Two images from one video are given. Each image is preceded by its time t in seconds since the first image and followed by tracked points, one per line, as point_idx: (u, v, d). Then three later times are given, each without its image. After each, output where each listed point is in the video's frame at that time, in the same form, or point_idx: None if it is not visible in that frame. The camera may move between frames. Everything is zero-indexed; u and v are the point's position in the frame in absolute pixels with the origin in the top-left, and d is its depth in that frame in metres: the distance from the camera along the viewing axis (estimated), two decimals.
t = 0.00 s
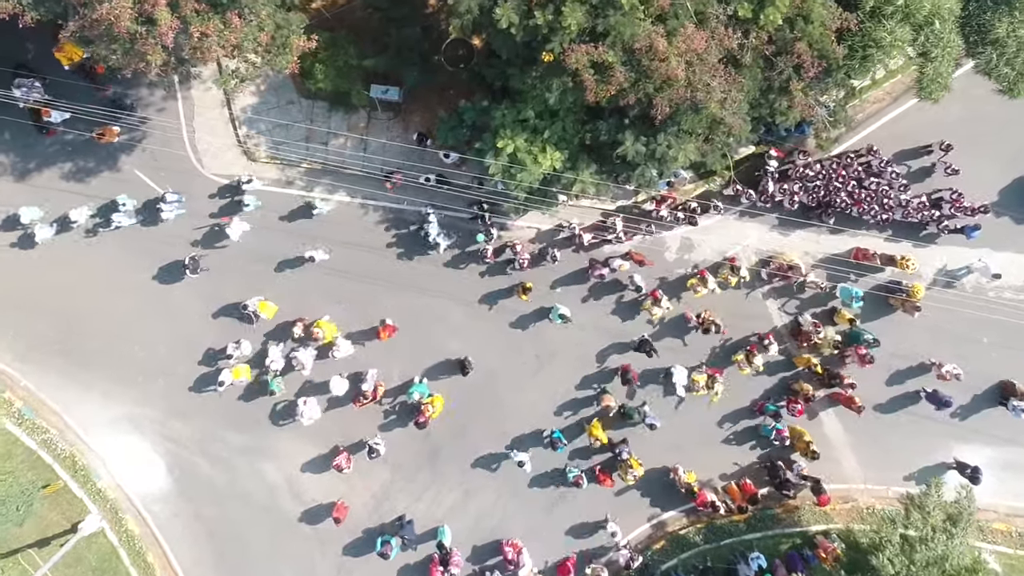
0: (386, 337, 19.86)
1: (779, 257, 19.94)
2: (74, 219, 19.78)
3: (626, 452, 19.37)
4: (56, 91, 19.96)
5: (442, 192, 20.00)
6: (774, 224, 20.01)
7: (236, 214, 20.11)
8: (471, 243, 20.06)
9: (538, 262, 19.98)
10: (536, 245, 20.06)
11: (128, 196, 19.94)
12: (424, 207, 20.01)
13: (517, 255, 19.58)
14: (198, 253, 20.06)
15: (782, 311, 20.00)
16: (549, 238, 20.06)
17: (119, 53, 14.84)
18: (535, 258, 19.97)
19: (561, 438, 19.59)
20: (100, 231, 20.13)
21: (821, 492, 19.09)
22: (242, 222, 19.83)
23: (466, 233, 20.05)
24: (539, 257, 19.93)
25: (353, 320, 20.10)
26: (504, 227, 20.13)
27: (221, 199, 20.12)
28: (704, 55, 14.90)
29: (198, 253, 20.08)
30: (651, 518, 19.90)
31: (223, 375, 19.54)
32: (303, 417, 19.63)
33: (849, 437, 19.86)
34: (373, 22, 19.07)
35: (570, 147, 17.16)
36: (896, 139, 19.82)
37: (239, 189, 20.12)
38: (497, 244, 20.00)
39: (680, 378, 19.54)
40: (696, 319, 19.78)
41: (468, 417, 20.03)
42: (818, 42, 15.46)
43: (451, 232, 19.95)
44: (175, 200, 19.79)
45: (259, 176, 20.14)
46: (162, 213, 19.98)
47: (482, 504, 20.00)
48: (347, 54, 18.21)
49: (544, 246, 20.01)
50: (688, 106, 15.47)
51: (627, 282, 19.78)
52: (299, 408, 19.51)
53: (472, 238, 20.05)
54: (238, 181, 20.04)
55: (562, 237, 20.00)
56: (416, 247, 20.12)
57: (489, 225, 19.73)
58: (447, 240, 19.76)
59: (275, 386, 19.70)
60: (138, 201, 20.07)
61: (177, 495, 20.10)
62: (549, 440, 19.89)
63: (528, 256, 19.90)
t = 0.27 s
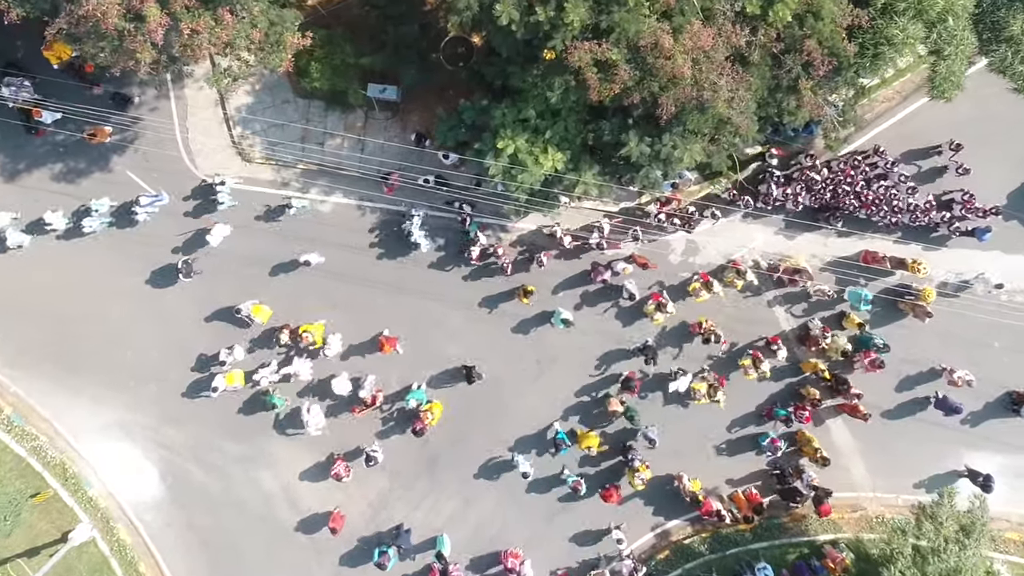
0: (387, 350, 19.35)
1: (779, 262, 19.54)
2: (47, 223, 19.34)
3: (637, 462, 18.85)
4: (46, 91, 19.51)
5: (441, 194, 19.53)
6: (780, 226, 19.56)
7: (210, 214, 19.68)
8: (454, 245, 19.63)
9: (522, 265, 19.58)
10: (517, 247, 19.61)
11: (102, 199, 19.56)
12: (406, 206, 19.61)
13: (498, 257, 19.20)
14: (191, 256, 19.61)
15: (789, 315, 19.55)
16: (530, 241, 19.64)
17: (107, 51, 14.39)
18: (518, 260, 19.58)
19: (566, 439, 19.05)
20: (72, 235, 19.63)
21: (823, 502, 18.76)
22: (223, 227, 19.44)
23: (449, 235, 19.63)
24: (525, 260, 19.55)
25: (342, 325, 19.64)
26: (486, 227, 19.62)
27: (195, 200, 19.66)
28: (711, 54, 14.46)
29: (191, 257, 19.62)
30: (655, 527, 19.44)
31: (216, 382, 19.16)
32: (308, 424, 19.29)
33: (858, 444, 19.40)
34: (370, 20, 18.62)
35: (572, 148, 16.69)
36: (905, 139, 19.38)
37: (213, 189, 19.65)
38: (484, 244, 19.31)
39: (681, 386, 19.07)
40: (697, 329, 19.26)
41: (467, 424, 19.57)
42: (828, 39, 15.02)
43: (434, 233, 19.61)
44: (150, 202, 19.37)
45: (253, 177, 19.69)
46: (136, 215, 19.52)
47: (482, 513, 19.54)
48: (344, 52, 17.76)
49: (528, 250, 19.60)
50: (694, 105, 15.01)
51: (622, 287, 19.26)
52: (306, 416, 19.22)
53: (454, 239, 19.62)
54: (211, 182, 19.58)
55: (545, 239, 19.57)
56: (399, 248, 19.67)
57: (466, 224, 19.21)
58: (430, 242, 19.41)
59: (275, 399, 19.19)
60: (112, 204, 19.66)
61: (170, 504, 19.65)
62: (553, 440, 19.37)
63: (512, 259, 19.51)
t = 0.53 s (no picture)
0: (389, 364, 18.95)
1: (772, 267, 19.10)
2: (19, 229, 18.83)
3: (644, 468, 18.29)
4: (35, 91, 19.04)
5: (440, 196, 19.06)
6: (787, 229, 19.09)
7: (185, 218, 19.24)
8: (434, 244, 19.16)
9: (505, 272, 19.11)
10: (497, 251, 19.14)
11: (74, 205, 19.07)
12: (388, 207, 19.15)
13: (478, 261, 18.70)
14: (184, 260, 19.16)
15: (797, 320, 19.08)
16: (510, 243, 19.14)
17: (94, 50, 13.95)
18: (500, 265, 19.13)
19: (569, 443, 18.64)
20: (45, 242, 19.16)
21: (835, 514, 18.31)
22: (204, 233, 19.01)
23: (429, 234, 19.14)
24: (508, 265, 19.11)
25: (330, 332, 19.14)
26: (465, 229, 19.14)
27: (168, 203, 19.21)
28: (718, 52, 14.01)
29: (184, 260, 19.18)
30: (659, 537, 18.98)
31: (210, 389, 18.72)
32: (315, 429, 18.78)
33: (867, 452, 18.94)
34: (367, 18, 18.16)
35: (574, 149, 16.23)
36: (915, 139, 18.91)
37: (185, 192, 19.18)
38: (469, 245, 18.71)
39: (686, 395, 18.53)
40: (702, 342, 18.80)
41: (467, 432, 19.11)
42: (839, 37, 14.57)
43: (415, 233, 19.13)
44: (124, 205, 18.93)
45: (248, 179, 19.23)
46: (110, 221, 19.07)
47: (482, 523, 19.08)
48: (339, 51, 17.30)
49: (512, 257, 19.12)
50: (700, 105, 14.55)
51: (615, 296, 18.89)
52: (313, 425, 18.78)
53: (436, 239, 19.16)
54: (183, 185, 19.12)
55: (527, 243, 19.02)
56: (379, 250, 19.22)
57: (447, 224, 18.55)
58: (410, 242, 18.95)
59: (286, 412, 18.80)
60: (84, 210, 19.18)
61: (162, 513, 19.18)
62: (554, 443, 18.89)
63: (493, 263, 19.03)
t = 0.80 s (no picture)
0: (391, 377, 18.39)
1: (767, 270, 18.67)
2: None
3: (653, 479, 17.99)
4: (25, 91, 18.62)
5: (438, 199, 18.62)
6: (793, 233, 18.66)
7: (158, 221, 18.80)
8: (416, 246, 18.77)
9: (489, 276, 18.74)
10: (480, 253, 18.71)
11: (48, 210, 18.67)
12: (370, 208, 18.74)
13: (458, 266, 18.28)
14: (178, 264, 18.74)
15: (804, 326, 18.66)
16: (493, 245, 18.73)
17: (82, 48, 13.54)
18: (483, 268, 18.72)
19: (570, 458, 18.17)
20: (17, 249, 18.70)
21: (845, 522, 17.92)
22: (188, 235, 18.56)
23: (412, 235, 18.73)
24: (492, 269, 18.72)
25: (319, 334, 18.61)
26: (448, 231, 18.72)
27: (142, 206, 18.79)
28: (725, 50, 13.60)
29: (177, 264, 18.76)
30: (664, 547, 18.57)
31: (201, 396, 18.30)
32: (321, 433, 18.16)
33: (876, 461, 18.52)
34: (364, 16, 17.74)
35: (577, 150, 15.82)
36: (925, 140, 18.49)
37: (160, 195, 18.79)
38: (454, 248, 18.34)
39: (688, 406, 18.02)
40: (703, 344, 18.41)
41: (467, 440, 18.69)
42: (850, 34, 14.15)
43: (397, 234, 18.70)
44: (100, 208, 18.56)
45: (243, 181, 18.81)
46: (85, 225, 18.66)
47: (482, 532, 18.65)
48: (336, 50, 16.87)
49: (498, 260, 18.73)
50: (706, 105, 14.14)
51: (608, 309, 18.44)
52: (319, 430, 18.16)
53: (418, 240, 18.75)
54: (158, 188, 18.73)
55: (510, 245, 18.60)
56: (360, 252, 18.79)
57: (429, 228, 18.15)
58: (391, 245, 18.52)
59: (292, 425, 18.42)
60: (59, 214, 18.77)
61: (156, 523, 18.76)
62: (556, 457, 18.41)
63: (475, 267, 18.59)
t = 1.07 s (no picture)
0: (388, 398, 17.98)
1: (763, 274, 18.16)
2: None
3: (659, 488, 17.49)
4: (13, 90, 18.13)
5: (437, 201, 18.14)
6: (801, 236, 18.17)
7: (130, 226, 18.33)
8: (398, 248, 18.27)
9: (470, 280, 18.26)
10: (463, 256, 18.24)
11: (17, 216, 18.09)
12: (351, 208, 18.27)
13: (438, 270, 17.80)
14: (170, 268, 18.27)
15: (813, 332, 18.18)
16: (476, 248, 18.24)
17: (69, 45, 13.10)
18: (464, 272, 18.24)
19: (570, 472, 17.67)
20: None
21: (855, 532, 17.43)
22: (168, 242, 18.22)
23: (394, 237, 18.23)
24: (475, 273, 18.25)
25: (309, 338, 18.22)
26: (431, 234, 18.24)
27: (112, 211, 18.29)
28: (735, 48, 13.15)
29: (170, 268, 18.28)
30: (670, 558, 18.11)
31: (189, 403, 17.87)
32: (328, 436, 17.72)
33: (886, 469, 18.03)
34: (362, 13, 17.26)
35: (580, 151, 15.36)
36: (937, 140, 18.01)
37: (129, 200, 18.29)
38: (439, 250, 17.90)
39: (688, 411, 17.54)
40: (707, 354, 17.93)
41: (467, 448, 18.21)
42: (864, 32, 13.70)
43: (379, 236, 18.20)
44: (73, 214, 18.09)
45: (237, 183, 18.33)
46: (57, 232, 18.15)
47: (482, 543, 18.18)
48: (332, 48, 16.39)
49: (481, 264, 18.25)
50: (715, 104, 13.67)
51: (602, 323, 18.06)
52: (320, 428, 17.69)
53: (400, 243, 18.25)
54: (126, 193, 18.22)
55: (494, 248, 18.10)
56: (339, 252, 18.33)
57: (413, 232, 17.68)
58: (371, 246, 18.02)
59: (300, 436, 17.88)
60: (29, 220, 18.22)
61: (148, 533, 18.29)
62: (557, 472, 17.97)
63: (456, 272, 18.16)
